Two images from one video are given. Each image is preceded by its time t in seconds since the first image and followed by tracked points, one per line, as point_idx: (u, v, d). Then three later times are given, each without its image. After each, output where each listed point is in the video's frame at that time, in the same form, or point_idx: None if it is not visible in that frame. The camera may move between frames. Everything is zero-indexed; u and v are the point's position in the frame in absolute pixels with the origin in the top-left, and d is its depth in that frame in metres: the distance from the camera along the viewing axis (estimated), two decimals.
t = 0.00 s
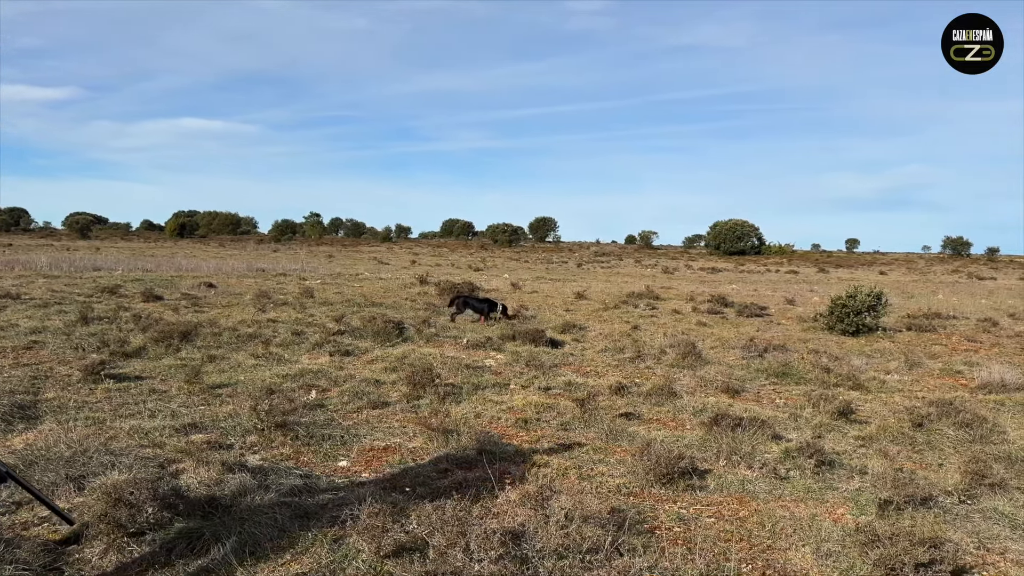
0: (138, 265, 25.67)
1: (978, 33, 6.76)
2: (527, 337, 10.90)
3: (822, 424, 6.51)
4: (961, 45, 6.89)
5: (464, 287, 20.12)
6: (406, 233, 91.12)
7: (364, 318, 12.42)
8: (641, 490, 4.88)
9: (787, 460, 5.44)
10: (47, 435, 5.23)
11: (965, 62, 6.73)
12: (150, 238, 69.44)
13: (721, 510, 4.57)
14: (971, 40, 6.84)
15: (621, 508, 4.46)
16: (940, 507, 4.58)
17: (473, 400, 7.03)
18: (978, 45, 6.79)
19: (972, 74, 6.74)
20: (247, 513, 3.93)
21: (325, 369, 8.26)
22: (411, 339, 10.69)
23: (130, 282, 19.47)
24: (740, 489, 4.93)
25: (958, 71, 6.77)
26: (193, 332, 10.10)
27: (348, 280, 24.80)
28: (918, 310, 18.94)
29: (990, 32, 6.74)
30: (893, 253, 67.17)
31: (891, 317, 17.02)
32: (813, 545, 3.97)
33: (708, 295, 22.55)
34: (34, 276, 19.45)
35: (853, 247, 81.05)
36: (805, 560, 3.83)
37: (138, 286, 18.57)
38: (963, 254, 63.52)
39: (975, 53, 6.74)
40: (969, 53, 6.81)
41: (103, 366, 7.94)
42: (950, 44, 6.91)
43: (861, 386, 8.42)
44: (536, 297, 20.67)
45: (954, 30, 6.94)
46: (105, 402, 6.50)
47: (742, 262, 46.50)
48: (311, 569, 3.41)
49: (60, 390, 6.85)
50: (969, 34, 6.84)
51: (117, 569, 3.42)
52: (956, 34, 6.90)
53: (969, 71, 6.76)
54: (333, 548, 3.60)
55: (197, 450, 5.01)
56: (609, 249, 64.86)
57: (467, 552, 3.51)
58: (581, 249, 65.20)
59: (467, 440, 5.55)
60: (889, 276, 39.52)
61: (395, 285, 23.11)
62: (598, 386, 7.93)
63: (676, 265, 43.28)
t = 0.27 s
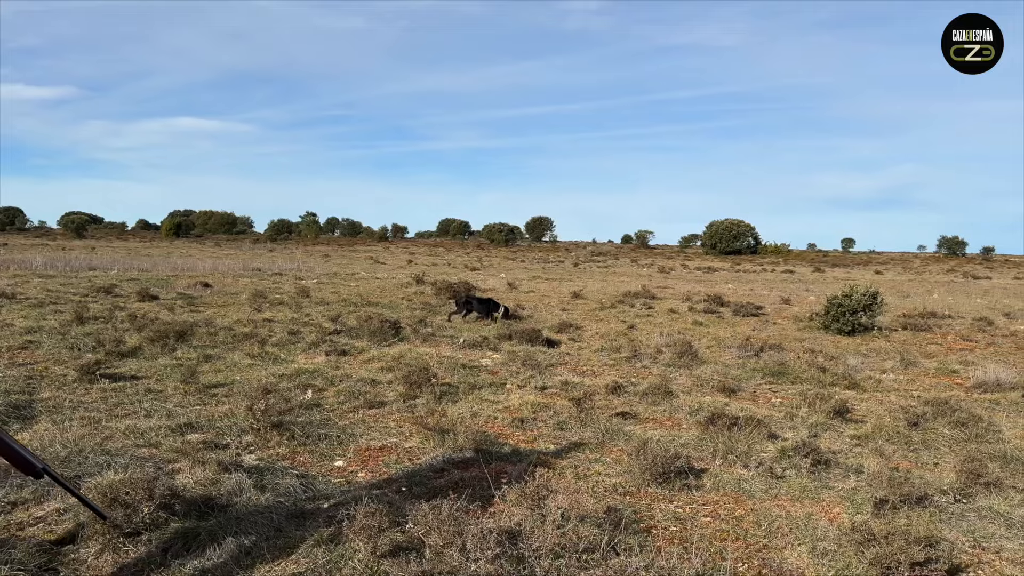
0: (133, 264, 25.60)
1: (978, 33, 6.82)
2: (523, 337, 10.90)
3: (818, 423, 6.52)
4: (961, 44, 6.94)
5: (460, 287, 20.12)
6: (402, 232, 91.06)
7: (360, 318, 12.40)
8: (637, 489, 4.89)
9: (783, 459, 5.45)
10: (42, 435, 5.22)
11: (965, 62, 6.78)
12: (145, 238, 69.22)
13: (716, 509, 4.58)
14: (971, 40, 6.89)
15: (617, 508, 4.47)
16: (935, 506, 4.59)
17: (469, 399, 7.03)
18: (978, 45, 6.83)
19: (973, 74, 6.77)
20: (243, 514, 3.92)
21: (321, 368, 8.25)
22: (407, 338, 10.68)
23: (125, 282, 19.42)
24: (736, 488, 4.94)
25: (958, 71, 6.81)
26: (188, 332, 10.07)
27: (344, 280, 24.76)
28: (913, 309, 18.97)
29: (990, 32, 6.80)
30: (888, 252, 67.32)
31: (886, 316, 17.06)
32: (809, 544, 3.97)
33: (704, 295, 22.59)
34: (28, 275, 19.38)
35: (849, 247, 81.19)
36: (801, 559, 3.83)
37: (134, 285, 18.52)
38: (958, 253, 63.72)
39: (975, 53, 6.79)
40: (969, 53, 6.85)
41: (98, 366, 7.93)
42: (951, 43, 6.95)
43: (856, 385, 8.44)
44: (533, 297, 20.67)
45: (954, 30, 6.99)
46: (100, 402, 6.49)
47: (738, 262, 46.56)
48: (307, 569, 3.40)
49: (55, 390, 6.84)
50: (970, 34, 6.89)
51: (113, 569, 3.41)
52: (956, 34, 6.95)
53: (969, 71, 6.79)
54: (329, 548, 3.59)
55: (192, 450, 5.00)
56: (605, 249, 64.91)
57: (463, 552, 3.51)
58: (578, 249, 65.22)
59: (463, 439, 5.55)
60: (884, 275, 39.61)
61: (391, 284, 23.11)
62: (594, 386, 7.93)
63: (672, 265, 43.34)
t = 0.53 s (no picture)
0: (130, 264, 25.54)
1: (978, 33, 6.86)
2: (520, 337, 10.90)
3: (814, 422, 6.54)
4: (961, 45, 6.96)
5: (457, 287, 20.12)
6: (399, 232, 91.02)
7: (357, 317, 12.40)
8: (634, 488, 4.89)
9: (779, 458, 5.46)
10: (39, 435, 5.21)
11: (966, 61, 6.79)
12: (142, 237, 69.07)
13: (714, 509, 4.59)
14: (971, 40, 6.92)
15: (614, 507, 4.47)
16: (931, 505, 4.60)
17: (466, 399, 7.03)
18: (978, 45, 6.85)
19: (972, 75, 6.76)
20: (240, 514, 3.92)
21: (318, 368, 8.25)
22: (404, 338, 10.69)
23: (121, 282, 19.40)
24: (732, 488, 4.95)
25: (958, 71, 6.82)
26: (185, 332, 10.06)
27: (341, 280, 24.74)
28: (909, 309, 19.01)
29: (990, 32, 6.83)
30: (884, 252, 67.43)
31: (882, 316, 17.09)
32: (805, 543, 3.98)
33: (701, 294, 22.63)
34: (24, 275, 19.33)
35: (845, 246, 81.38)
36: (797, 558, 3.84)
37: (130, 285, 18.49)
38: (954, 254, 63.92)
39: (976, 53, 6.80)
40: (969, 54, 6.87)
41: (95, 365, 7.92)
42: (951, 43, 6.98)
43: (853, 385, 8.46)
44: (530, 296, 20.68)
45: (954, 31, 7.04)
46: (97, 402, 6.48)
47: (735, 262, 46.62)
48: (304, 569, 3.41)
49: (51, 390, 6.83)
50: (969, 35, 6.94)
51: (109, 568, 3.41)
52: (956, 34, 7.00)
53: (969, 72, 6.79)
54: (326, 547, 3.59)
55: (189, 450, 5.00)
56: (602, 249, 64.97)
57: (460, 551, 3.51)
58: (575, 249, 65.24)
59: (460, 439, 5.55)
60: (881, 274, 39.68)
61: (388, 284, 23.08)
62: (591, 385, 7.94)
63: (668, 265, 43.40)
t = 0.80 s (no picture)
0: (126, 264, 25.50)
1: (978, 33, 6.98)
2: (517, 336, 10.91)
3: (811, 422, 6.55)
4: (960, 45, 7.10)
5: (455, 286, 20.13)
6: (396, 232, 91.00)
7: (354, 317, 12.39)
8: (631, 488, 4.90)
9: (775, 458, 5.46)
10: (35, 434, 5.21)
11: (965, 61, 6.92)
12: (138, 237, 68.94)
13: (710, 508, 4.59)
14: (971, 40, 7.05)
15: (611, 507, 4.48)
16: (927, 504, 4.61)
17: (463, 399, 7.03)
18: (978, 45, 6.99)
19: (972, 74, 6.88)
20: (237, 514, 3.92)
21: (315, 368, 8.25)
22: (402, 337, 10.69)
23: (118, 282, 19.37)
24: (729, 487, 4.96)
25: (958, 71, 6.94)
26: (182, 332, 10.05)
27: (339, 279, 24.74)
28: (905, 308, 19.06)
29: (990, 32, 6.95)
30: (881, 252, 67.52)
31: (879, 315, 17.13)
32: (801, 542, 3.99)
33: (698, 293, 22.67)
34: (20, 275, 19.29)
35: (842, 246, 81.53)
36: (793, 557, 3.85)
37: (127, 285, 18.47)
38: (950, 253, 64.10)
39: (975, 53, 6.92)
40: (969, 54, 7.00)
41: (92, 365, 7.90)
42: (951, 43, 7.11)
43: (849, 384, 8.48)
44: (527, 296, 20.69)
45: (954, 30, 7.16)
46: (93, 402, 6.47)
47: (732, 261, 46.68)
48: (300, 569, 3.40)
49: (47, 390, 6.82)
50: (970, 35, 7.06)
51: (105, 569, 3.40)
52: (956, 34, 7.11)
53: (969, 71, 6.91)
54: (323, 547, 3.59)
55: (186, 450, 4.99)
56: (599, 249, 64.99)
57: (457, 551, 3.51)
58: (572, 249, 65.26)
59: (457, 439, 5.55)
60: (877, 274, 39.76)
61: (386, 284, 23.07)
62: (588, 385, 7.94)
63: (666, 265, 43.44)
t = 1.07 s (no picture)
0: (122, 263, 25.43)
1: (978, 33, 7.11)
2: (514, 336, 10.91)
3: (807, 421, 6.56)
4: (961, 45, 7.24)
5: (451, 285, 20.12)
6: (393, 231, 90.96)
7: (350, 317, 12.37)
8: (628, 487, 4.90)
9: (771, 457, 5.47)
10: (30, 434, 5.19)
11: (966, 60, 7.07)
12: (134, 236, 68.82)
13: (706, 507, 4.60)
14: (971, 40, 7.19)
15: (607, 506, 4.48)
16: (923, 503, 4.62)
17: (460, 398, 7.02)
18: (978, 45, 7.12)
19: (972, 74, 7.00)
20: (233, 514, 3.91)
21: (310, 368, 8.24)
22: (398, 337, 10.68)
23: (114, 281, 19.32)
24: (725, 486, 4.96)
25: (958, 70, 7.06)
26: (178, 332, 10.03)
27: (335, 279, 24.71)
28: (901, 308, 19.09)
29: (989, 32, 7.08)
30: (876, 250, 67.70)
31: (875, 314, 17.15)
32: (797, 542, 3.99)
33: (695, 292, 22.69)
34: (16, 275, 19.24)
35: (838, 245, 81.66)
36: (789, 556, 3.85)
37: (123, 284, 18.44)
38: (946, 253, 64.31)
39: (976, 53, 7.05)
40: (969, 54, 7.11)
41: (87, 365, 7.88)
42: (951, 43, 7.24)
43: (846, 384, 8.49)
44: (524, 295, 20.69)
45: (953, 31, 7.28)
46: (89, 402, 6.45)
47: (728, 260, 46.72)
48: (296, 568, 3.40)
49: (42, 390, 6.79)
50: (970, 34, 7.19)
51: (100, 569, 3.39)
52: (957, 34, 7.24)
53: (969, 71, 7.03)
54: (319, 546, 3.58)
55: (182, 450, 4.99)
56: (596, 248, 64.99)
57: (453, 550, 3.51)
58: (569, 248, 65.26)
59: (453, 439, 5.55)
60: (874, 273, 39.82)
61: (383, 283, 23.04)
62: (585, 384, 7.94)
63: (662, 264, 43.48)
